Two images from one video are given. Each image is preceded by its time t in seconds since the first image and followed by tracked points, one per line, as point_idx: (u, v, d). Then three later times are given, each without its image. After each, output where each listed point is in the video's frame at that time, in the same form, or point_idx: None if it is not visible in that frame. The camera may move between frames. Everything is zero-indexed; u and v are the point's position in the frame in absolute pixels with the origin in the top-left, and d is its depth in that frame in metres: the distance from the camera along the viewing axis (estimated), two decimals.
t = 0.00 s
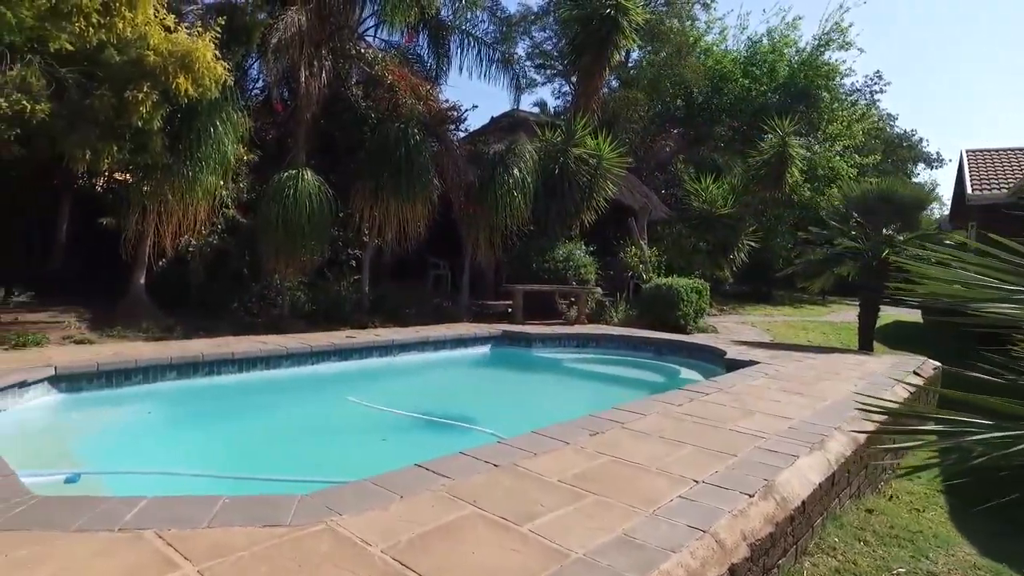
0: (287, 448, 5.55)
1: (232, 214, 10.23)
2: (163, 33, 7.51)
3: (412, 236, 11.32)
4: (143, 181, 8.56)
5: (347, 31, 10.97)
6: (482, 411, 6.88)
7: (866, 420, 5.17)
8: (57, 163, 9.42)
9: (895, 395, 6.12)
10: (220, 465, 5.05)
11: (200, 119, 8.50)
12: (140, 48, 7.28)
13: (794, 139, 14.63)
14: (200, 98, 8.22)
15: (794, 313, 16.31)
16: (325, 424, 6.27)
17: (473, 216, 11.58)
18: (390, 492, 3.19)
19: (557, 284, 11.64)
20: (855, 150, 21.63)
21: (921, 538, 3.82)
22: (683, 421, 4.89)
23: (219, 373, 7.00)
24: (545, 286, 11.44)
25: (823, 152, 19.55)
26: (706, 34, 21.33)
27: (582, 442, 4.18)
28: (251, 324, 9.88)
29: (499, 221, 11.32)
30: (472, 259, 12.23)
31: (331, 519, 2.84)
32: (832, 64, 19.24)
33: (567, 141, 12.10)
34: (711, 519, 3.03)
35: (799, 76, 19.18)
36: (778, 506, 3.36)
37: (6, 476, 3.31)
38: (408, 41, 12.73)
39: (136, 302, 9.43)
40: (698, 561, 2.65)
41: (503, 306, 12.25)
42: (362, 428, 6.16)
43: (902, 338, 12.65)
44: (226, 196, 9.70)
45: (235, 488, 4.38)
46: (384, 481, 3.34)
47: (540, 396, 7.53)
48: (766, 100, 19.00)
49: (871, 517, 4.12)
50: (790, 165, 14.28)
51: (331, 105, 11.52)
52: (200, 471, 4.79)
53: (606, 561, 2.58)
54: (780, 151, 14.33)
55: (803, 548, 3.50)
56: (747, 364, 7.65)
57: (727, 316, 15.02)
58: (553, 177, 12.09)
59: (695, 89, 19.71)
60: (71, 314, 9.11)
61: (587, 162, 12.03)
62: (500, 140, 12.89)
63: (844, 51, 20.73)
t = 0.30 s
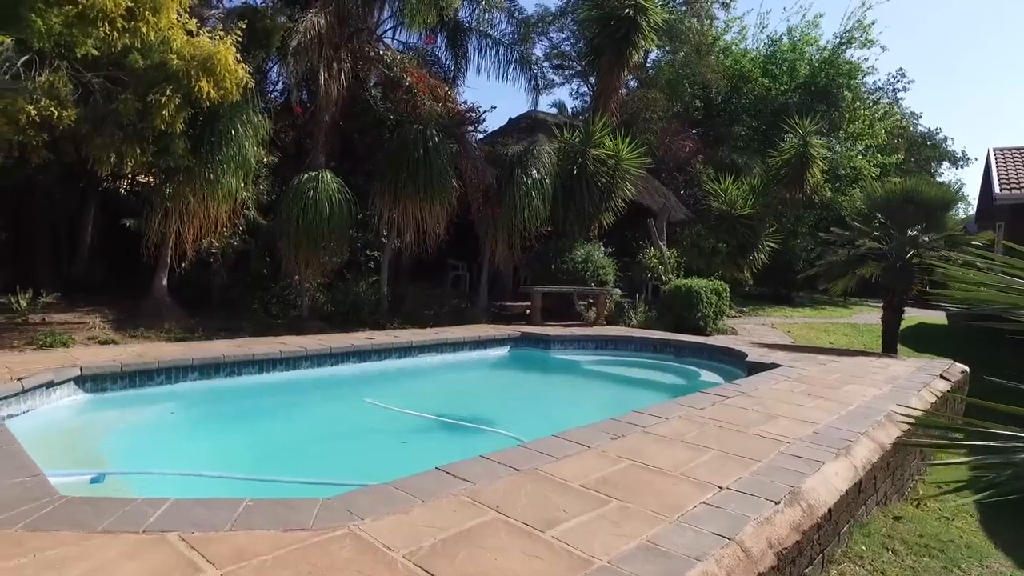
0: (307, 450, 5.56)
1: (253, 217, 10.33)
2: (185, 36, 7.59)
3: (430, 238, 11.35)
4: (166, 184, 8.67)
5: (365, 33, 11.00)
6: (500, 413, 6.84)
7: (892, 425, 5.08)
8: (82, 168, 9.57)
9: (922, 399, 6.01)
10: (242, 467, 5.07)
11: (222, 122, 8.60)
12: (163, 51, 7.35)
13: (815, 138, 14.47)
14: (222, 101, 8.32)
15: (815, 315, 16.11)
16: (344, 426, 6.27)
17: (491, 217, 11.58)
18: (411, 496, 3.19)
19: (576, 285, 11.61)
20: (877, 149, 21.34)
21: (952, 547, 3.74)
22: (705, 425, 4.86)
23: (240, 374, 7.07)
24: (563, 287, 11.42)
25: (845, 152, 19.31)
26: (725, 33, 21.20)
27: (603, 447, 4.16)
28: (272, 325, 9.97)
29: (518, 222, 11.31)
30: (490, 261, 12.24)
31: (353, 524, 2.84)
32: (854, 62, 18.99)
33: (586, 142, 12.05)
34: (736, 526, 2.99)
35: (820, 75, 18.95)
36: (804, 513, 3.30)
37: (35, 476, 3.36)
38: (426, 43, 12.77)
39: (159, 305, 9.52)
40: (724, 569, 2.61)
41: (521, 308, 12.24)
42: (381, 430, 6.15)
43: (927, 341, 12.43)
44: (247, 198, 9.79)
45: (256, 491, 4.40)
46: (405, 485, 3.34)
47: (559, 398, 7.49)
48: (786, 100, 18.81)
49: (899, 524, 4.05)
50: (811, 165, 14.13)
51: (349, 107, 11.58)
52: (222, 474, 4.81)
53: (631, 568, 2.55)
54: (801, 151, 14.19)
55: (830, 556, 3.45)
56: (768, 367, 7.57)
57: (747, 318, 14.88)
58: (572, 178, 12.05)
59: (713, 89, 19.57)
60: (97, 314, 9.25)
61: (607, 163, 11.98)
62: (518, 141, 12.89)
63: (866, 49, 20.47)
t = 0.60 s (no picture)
0: (327, 452, 5.55)
1: (274, 218, 10.41)
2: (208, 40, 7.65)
3: (449, 239, 11.35)
4: (189, 186, 8.76)
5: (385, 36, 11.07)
6: (521, 416, 6.77)
7: (923, 431, 4.96)
8: (108, 170, 9.69)
9: (952, 404, 5.87)
10: (263, 468, 5.08)
11: (244, 125, 8.67)
12: (187, 55, 7.40)
13: (838, 138, 14.26)
14: (243, 104, 8.38)
15: (838, 317, 15.87)
16: (364, 428, 6.26)
17: (511, 218, 11.56)
18: (434, 502, 3.16)
19: (595, 286, 11.54)
20: (901, 148, 21.00)
21: (987, 558, 3.65)
22: (730, 430, 4.78)
23: (261, 376, 7.11)
24: (583, 289, 11.36)
25: (868, 151, 19.02)
26: (745, 32, 20.99)
27: (627, 452, 4.11)
28: (292, 326, 10.03)
29: (537, 223, 11.27)
30: (508, 262, 12.22)
31: (377, 529, 2.82)
32: (877, 60, 18.68)
33: (605, 142, 11.97)
34: (766, 535, 2.92)
35: (842, 73, 18.66)
36: (835, 521, 3.23)
37: (63, 477, 3.38)
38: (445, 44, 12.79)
39: (183, 305, 9.64)
40: None
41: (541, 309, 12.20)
42: (402, 432, 6.13)
43: (954, 344, 12.18)
44: (268, 200, 9.85)
45: (280, 493, 4.41)
46: (428, 490, 3.31)
47: (579, 401, 7.43)
48: (808, 99, 18.58)
49: (932, 534, 3.95)
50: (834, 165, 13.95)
51: (369, 109, 11.62)
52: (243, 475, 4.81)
53: None
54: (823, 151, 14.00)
55: (861, 566, 3.37)
56: (792, 370, 7.45)
57: (768, 319, 14.70)
58: (591, 178, 11.98)
59: (733, 88, 19.40)
60: (121, 315, 9.37)
61: (626, 164, 11.90)
62: (537, 142, 12.85)
63: (889, 46, 20.17)
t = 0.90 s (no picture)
0: (347, 454, 5.51)
1: (291, 219, 10.45)
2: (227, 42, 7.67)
3: (465, 240, 11.34)
4: (207, 187, 8.80)
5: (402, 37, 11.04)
6: (540, 419, 6.71)
7: (950, 435, 4.85)
8: (127, 172, 9.78)
9: (980, 408, 5.74)
10: (282, 471, 5.04)
11: (262, 126, 8.71)
12: (206, 57, 7.40)
13: (857, 136, 14.07)
14: (261, 105, 8.41)
15: (857, 317, 15.66)
16: (384, 430, 6.25)
17: (527, 219, 11.52)
18: (455, 506, 3.13)
19: (612, 287, 11.48)
20: (922, 147, 20.68)
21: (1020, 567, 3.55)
22: (753, 434, 4.71)
23: (279, 376, 7.12)
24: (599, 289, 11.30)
25: (888, 150, 18.78)
26: (762, 30, 20.78)
27: (648, 456, 4.05)
28: (309, 326, 10.06)
29: (553, 224, 11.22)
30: (525, 263, 12.19)
31: (399, 535, 2.79)
32: (897, 57, 18.40)
33: (622, 142, 11.88)
34: (794, 543, 2.86)
35: (861, 71, 18.39)
36: (865, 529, 3.16)
37: (87, 478, 3.40)
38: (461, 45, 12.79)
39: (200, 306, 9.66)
40: None
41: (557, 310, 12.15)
42: (421, 435, 6.08)
43: (977, 346, 11.97)
44: (285, 201, 9.89)
45: (299, 498, 4.37)
46: (449, 495, 3.28)
47: (598, 404, 7.36)
48: (826, 98, 18.37)
49: (962, 542, 3.86)
50: (853, 166, 13.80)
51: (384, 110, 11.62)
52: (263, 478, 4.78)
53: None
54: (842, 150, 13.85)
55: None
56: (813, 373, 7.34)
57: (786, 320, 14.53)
58: (608, 178, 11.90)
59: (751, 87, 19.22)
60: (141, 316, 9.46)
61: (643, 164, 11.82)
62: (553, 142, 12.80)
63: (910, 43, 19.89)
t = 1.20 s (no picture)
0: (361, 459, 5.47)
1: (305, 222, 10.48)
2: (242, 46, 7.69)
3: (478, 242, 11.32)
4: (222, 190, 8.83)
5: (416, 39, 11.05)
6: (555, 423, 6.65)
7: (975, 441, 4.75)
8: (143, 175, 9.85)
9: (1005, 413, 5.62)
10: (297, 475, 5.00)
11: (276, 129, 8.73)
12: (220, 61, 7.40)
13: (874, 136, 13.90)
14: (275, 108, 8.44)
15: (873, 319, 15.48)
16: (398, 433, 6.21)
17: (540, 220, 11.47)
18: (473, 515, 3.09)
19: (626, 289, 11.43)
20: (941, 146, 20.41)
21: None
22: (773, 440, 4.64)
23: (293, 380, 7.13)
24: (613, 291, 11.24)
25: (905, 149, 18.56)
26: (777, 29, 20.60)
27: (667, 463, 4.00)
28: (323, 329, 10.08)
29: (567, 226, 11.18)
30: (538, 265, 12.15)
31: (416, 544, 2.76)
32: (914, 55, 18.16)
33: (636, 143, 11.80)
34: (819, 555, 2.79)
35: (878, 70, 18.16)
36: (891, 540, 3.08)
37: (104, 484, 3.39)
38: (474, 46, 12.79)
39: (214, 308, 9.70)
40: None
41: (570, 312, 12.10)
42: (435, 439, 6.04)
43: (996, 348, 11.79)
44: (299, 203, 9.91)
45: (314, 505, 4.32)
46: (466, 502, 3.24)
47: (613, 408, 7.28)
48: (842, 97, 18.18)
49: (989, 553, 3.77)
50: (869, 166, 13.65)
51: (398, 112, 11.62)
52: (278, 483, 4.75)
53: None
54: (858, 150, 13.69)
55: None
56: (832, 376, 7.24)
57: (802, 322, 14.40)
58: (622, 179, 11.82)
59: (765, 87, 19.06)
60: (157, 318, 9.53)
61: (657, 165, 11.73)
62: (567, 143, 12.75)
63: (928, 41, 19.63)
